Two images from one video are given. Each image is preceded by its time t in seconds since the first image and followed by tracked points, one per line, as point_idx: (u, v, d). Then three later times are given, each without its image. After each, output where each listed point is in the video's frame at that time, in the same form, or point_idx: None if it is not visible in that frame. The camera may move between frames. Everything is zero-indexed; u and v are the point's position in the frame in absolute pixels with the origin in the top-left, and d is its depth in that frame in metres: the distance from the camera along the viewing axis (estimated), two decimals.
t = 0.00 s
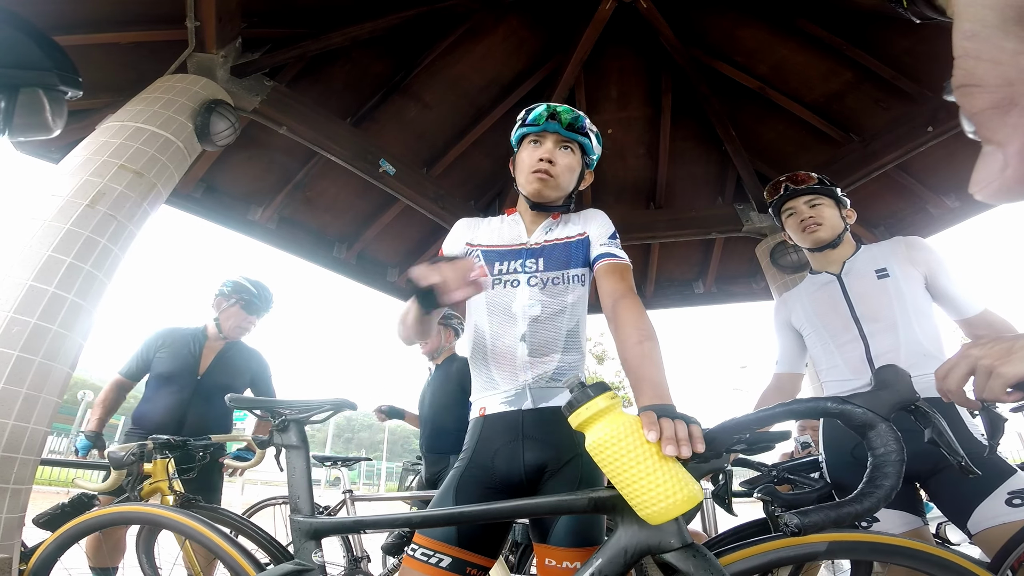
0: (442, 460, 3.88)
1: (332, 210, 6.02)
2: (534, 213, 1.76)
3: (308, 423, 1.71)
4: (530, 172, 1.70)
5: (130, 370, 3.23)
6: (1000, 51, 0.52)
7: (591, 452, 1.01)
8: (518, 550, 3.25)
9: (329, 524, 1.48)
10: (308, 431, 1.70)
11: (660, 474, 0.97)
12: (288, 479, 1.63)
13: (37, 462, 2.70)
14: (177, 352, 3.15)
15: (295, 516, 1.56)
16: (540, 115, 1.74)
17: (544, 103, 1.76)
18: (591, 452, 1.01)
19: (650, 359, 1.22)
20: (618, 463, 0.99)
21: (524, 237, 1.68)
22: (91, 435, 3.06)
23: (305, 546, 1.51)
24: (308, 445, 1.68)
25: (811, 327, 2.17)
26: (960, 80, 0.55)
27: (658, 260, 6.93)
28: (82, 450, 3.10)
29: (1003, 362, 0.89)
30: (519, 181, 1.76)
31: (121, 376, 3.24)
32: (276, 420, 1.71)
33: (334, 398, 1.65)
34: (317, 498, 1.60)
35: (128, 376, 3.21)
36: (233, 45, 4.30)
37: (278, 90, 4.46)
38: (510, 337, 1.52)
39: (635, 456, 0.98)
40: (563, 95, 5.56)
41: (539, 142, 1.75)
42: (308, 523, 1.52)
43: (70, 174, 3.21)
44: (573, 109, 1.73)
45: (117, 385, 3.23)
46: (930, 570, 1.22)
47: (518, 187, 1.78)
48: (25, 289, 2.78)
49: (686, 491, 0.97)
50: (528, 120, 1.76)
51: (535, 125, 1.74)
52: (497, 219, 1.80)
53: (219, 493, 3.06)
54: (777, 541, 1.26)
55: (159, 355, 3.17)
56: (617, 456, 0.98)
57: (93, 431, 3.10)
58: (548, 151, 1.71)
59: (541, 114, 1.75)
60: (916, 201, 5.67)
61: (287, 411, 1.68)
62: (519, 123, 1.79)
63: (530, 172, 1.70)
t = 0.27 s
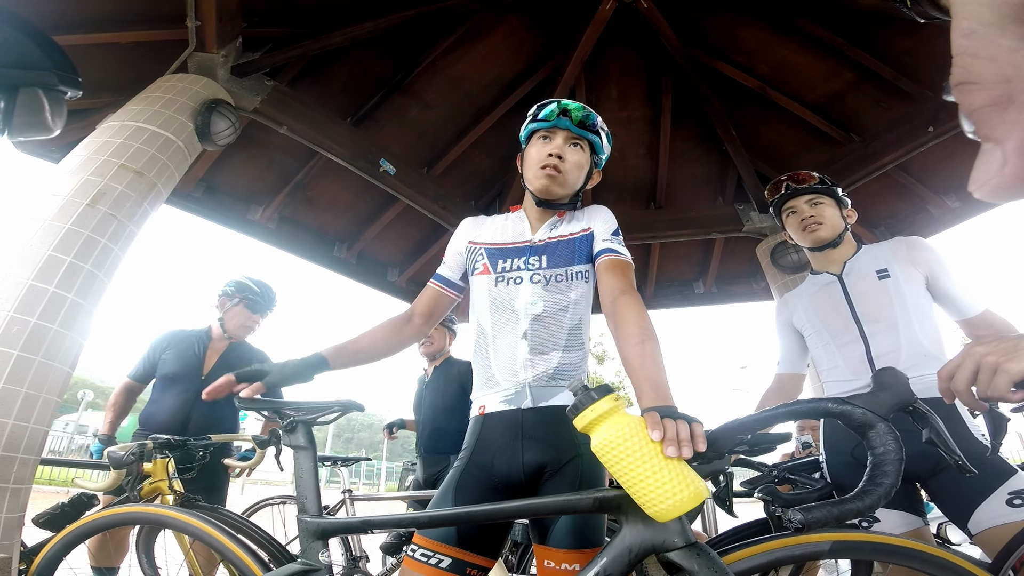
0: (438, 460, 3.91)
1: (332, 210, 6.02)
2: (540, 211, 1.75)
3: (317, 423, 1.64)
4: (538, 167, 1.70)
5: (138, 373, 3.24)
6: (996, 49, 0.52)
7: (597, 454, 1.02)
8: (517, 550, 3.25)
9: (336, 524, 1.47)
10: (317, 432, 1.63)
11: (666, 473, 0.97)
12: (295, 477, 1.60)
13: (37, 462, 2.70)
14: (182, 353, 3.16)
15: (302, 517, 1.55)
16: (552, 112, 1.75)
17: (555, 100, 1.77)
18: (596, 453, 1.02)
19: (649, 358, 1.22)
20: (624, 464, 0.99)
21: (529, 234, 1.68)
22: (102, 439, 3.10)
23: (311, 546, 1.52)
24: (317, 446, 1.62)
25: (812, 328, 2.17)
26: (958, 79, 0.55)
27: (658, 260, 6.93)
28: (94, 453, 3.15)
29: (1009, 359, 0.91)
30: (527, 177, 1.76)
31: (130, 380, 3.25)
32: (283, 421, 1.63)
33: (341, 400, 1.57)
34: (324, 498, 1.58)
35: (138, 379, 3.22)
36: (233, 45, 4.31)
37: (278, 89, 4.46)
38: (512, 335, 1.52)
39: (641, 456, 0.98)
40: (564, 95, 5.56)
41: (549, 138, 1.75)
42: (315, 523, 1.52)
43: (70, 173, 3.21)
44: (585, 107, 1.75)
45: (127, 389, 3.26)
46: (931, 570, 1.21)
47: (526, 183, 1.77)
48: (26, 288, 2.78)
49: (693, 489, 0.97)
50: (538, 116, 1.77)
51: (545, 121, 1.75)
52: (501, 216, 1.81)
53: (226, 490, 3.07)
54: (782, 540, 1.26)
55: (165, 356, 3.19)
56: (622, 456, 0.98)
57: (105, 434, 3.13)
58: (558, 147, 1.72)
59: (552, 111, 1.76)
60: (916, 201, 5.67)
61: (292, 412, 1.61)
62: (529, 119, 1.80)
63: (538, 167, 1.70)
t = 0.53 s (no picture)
0: (433, 459, 3.95)
1: (332, 210, 6.02)
2: (539, 210, 1.75)
3: (318, 423, 1.63)
4: (536, 167, 1.71)
5: (144, 375, 3.23)
6: (995, 50, 0.52)
7: (598, 451, 1.01)
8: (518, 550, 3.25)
9: (337, 524, 1.47)
10: (318, 432, 1.62)
11: (667, 473, 0.97)
12: (296, 478, 1.60)
13: (37, 462, 2.70)
14: (187, 354, 3.15)
15: (303, 517, 1.55)
16: (546, 110, 1.75)
17: (549, 98, 1.76)
18: (598, 451, 1.01)
19: (651, 358, 1.21)
20: (625, 462, 0.99)
21: (530, 234, 1.68)
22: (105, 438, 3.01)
23: (311, 547, 1.52)
24: (318, 445, 1.62)
25: (813, 328, 2.16)
26: (959, 80, 0.55)
27: (658, 260, 6.93)
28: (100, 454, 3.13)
29: (1010, 359, 0.92)
30: (524, 177, 1.76)
31: (137, 381, 3.25)
32: (283, 420, 1.61)
33: (342, 401, 1.56)
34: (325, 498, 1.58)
35: (143, 380, 3.22)
36: (234, 45, 4.30)
37: (279, 89, 4.47)
38: (511, 336, 1.52)
39: (643, 455, 0.97)
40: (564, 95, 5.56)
41: (545, 136, 1.75)
42: (316, 523, 1.52)
43: (71, 172, 3.21)
44: (580, 104, 1.74)
45: (133, 390, 3.26)
46: (932, 570, 1.21)
47: (523, 183, 1.77)
48: (26, 288, 2.78)
49: (694, 490, 0.97)
50: (533, 115, 1.76)
51: (540, 120, 1.75)
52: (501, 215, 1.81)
53: (230, 492, 3.02)
54: (787, 539, 1.26)
55: (170, 356, 3.19)
56: (624, 455, 0.97)
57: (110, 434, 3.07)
58: (555, 146, 1.72)
59: (547, 109, 1.75)
60: (917, 201, 5.67)
61: (294, 413, 1.59)
62: (523, 118, 1.79)
63: (536, 166, 1.70)
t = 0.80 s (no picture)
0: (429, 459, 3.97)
1: (333, 210, 6.02)
2: (531, 207, 1.75)
3: (325, 422, 1.62)
4: (528, 163, 1.71)
5: (149, 375, 3.23)
6: (997, 51, 0.52)
7: (615, 453, 1.00)
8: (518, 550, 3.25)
9: (344, 525, 1.47)
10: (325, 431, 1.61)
11: (686, 476, 0.97)
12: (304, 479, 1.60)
13: (36, 461, 2.70)
14: (192, 353, 3.15)
15: (310, 518, 1.55)
16: (540, 107, 1.75)
17: (543, 95, 1.78)
18: (614, 454, 1.00)
19: (654, 358, 1.21)
20: (645, 465, 0.99)
21: (522, 232, 1.68)
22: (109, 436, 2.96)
23: (319, 548, 1.51)
24: (324, 445, 1.61)
25: (815, 329, 2.16)
26: (959, 80, 0.55)
27: (659, 261, 6.93)
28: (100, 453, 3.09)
29: (1014, 360, 0.93)
30: (517, 173, 1.76)
31: (142, 381, 3.24)
32: (289, 419, 1.60)
33: (350, 399, 1.55)
34: (331, 498, 1.58)
35: (149, 380, 3.22)
36: (235, 44, 4.31)
37: (280, 89, 4.48)
38: (504, 336, 1.52)
39: (663, 458, 0.98)
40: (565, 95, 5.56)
41: (539, 133, 1.76)
42: (323, 524, 1.51)
43: (72, 171, 3.21)
44: (573, 101, 1.75)
45: (138, 389, 3.25)
46: (943, 570, 1.20)
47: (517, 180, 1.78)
48: (26, 286, 2.78)
49: (711, 493, 0.97)
50: (527, 112, 1.77)
51: (534, 116, 1.76)
52: (496, 209, 1.81)
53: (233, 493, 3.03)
54: (805, 537, 1.25)
55: (174, 356, 3.18)
56: (642, 458, 0.98)
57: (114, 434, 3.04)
58: (548, 142, 1.73)
59: (541, 105, 1.76)
60: (918, 202, 5.66)
61: (299, 412, 1.57)
62: (517, 115, 1.80)
63: (529, 163, 1.70)
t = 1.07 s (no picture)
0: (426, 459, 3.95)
1: (334, 210, 6.02)
2: (533, 203, 1.75)
3: (330, 423, 1.62)
4: (528, 160, 1.72)
5: (153, 373, 3.25)
6: (996, 56, 0.52)
7: (614, 455, 1.01)
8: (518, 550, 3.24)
9: (350, 525, 1.47)
10: (330, 432, 1.61)
11: (680, 480, 0.98)
12: (308, 480, 1.59)
13: (38, 460, 2.70)
14: (196, 352, 3.16)
15: (315, 518, 1.54)
16: (537, 103, 1.75)
17: (539, 92, 1.77)
18: (613, 456, 1.01)
19: (654, 360, 1.21)
20: (642, 468, 0.99)
21: (525, 229, 1.68)
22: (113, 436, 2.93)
23: (323, 547, 1.51)
24: (330, 446, 1.61)
25: (817, 329, 2.16)
26: (959, 84, 0.55)
27: (660, 261, 6.93)
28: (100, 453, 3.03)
29: (1017, 361, 0.94)
30: (517, 171, 1.76)
31: (146, 380, 3.27)
32: (295, 420, 1.59)
33: (355, 402, 1.52)
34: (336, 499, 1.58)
35: (153, 379, 3.23)
36: (236, 44, 4.31)
37: (281, 88, 4.50)
38: (506, 334, 1.52)
39: (660, 462, 0.98)
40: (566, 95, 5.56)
41: (537, 130, 1.76)
42: (328, 523, 1.51)
43: (73, 170, 3.21)
44: (571, 97, 1.76)
45: (142, 388, 3.26)
46: (936, 570, 1.21)
47: (517, 177, 1.77)
48: (27, 286, 2.78)
49: (704, 497, 0.98)
50: (524, 108, 1.77)
51: (531, 112, 1.75)
52: (497, 206, 1.80)
53: (235, 494, 3.03)
54: (801, 537, 1.25)
55: (178, 356, 3.18)
56: (640, 461, 0.98)
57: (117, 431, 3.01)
58: (547, 139, 1.73)
59: (538, 102, 1.76)
60: (920, 203, 5.66)
61: (305, 414, 1.57)
62: (514, 112, 1.80)
63: (529, 161, 1.71)
